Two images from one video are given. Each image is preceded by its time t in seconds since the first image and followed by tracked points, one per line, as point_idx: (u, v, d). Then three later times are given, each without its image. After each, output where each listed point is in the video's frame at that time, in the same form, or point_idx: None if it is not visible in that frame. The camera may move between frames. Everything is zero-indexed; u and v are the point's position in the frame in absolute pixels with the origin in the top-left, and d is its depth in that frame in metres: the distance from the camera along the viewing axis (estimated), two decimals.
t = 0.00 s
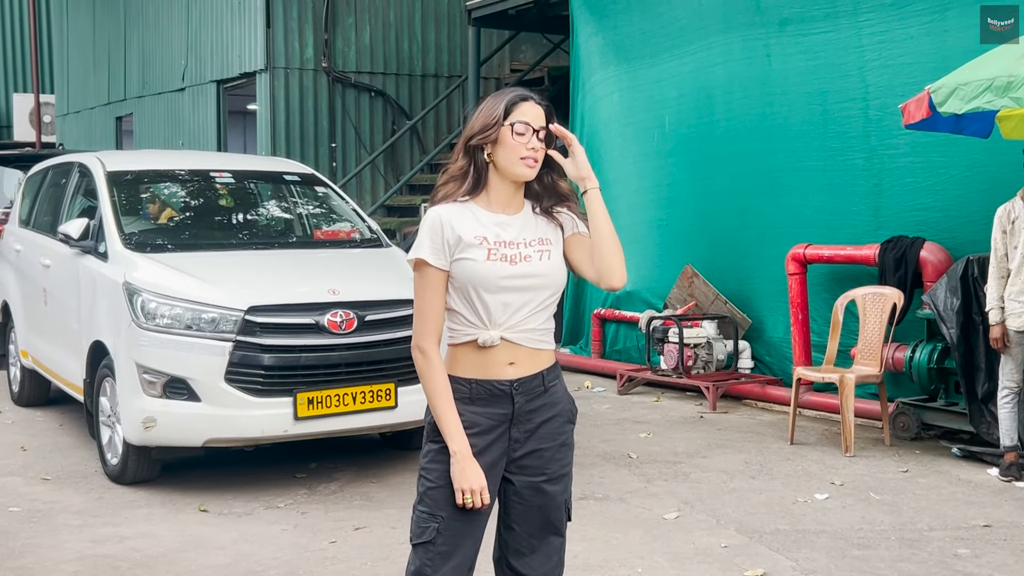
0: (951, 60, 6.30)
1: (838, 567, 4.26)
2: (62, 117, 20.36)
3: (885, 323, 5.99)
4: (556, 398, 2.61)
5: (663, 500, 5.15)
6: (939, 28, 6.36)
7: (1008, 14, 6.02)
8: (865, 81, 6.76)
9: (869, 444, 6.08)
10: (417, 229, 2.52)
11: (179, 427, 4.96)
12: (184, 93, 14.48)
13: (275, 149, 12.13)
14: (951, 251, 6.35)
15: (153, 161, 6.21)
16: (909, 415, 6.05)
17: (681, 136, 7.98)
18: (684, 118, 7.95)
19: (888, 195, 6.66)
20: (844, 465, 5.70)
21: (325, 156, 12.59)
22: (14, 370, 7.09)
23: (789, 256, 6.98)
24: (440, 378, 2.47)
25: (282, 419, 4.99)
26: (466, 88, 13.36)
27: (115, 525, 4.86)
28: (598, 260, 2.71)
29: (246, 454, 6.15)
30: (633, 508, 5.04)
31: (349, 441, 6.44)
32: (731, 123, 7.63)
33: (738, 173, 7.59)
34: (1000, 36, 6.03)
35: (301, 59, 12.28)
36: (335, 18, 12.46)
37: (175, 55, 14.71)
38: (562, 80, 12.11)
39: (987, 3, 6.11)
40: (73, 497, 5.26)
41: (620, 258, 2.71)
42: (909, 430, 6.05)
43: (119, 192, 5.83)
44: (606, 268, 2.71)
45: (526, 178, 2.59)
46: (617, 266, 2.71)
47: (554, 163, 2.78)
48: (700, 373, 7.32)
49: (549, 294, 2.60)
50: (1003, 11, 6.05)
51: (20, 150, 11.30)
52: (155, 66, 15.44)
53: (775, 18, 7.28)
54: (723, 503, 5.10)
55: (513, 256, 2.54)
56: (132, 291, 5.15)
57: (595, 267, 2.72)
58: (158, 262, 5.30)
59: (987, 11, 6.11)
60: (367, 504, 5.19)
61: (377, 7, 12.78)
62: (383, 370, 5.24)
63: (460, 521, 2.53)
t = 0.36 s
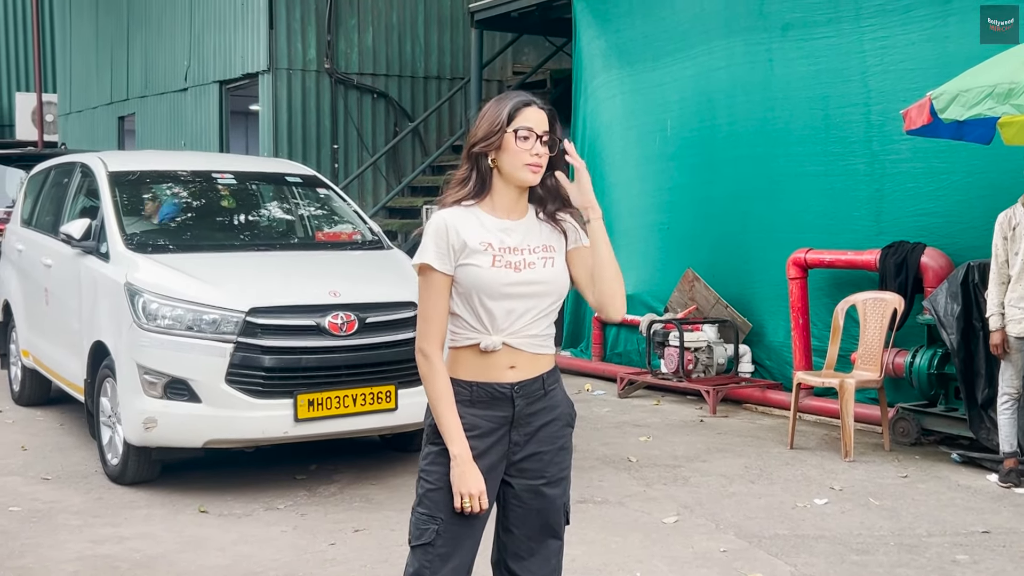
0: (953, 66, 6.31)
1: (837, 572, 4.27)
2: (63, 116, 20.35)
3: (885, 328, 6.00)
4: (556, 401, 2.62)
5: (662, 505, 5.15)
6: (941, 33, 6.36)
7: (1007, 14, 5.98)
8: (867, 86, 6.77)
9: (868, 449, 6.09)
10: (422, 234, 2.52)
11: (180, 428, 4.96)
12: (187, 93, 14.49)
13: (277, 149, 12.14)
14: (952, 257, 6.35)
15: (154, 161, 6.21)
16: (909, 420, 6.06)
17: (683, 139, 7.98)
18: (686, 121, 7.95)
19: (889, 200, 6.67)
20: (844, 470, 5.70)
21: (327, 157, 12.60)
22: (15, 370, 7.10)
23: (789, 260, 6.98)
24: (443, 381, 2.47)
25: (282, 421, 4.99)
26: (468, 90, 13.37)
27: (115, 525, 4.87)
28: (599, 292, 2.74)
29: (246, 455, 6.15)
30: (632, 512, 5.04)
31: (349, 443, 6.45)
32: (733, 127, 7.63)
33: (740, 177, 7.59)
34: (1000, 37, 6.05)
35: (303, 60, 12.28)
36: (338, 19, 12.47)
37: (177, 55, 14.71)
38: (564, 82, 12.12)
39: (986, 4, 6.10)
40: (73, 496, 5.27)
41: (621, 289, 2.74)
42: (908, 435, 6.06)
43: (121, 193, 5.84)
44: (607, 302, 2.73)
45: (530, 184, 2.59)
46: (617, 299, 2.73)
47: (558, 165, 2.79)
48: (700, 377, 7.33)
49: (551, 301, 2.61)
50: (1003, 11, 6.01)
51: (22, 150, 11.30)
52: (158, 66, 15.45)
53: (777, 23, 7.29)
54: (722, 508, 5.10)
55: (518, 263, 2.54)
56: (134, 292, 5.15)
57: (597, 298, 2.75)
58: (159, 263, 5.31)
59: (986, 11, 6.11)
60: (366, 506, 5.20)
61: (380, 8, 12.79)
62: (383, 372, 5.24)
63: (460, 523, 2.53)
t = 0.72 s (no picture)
0: (958, 71, 6.32)
1: None
2: (68, 119, 20.38)
3: (890, 333, 6.00)
4: (569, 407, 2.66)
5: (667, 509, 5.15)
6: (946, 39, 6.38)
7: (1007, 14, 6.05)
8: (872, 92, 6.77)
9: (873, 454, 6.09)
10: (444, 238, 2.52)
11: (185, 431, 4.96)
12: (192, 96, 14.50)
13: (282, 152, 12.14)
14: (957, 262, 6.36)
15: (160, 164, 6.23)
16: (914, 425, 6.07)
17: (687, 145, 7.99)
18: (691, 126, 7.95)
19: (893, 205, 6.67)
20: (849, 475, 5.70)
21: (332, 160, 12.61)
22: (20, 372, 7.11)
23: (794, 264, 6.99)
24: (436, 386, 2.51)
25: (287, 423, 4.99)
26: (473, 94, 13.38)
27: (120, 527, 4.88)
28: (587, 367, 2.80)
29: (251, 457, 6.16)
30: (636, 516, 5.05)
31: (354, 446, 6.45)
32: (738, 133, 7.63)
33: (744, 182, 7.59)
34: (1000, 36, 6.09)
35: (309, 63, 12.29)
36: (343, 22, 12.48)
37: (183, 58, 14.72)
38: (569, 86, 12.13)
39: (987, 4, 6.17)
40: (78, 499, 5.28)
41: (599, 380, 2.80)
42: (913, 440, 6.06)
43: (127, 195, 5.85)
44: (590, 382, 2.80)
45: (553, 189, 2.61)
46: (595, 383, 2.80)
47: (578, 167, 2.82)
48: (704, 382, 7.34)
49: (570, 311, 2.63)
50: (1003, 11, 6.09)
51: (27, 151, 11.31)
52: (164, 68, 15.47)
53: (782, 28, 7.29)
54: (727, 512, 5.10)
55: (541, 273, 2.56)
56: (140, 295, 5.16)
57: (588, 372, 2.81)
58: (165, 265, 5.32)
59: (987, 12, 6.17)
60: (371, 510, 5.20)
61: (386, 11, 12.81)
62: (389, 375, 5.24)
63: (471, 523, 2.55)
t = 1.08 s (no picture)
0: (960, 76, 6.33)
1: None
2: (71, 124, 20.39)
3: (893, 339, 6.00)
4: (577, 414, 2.71)
5: (669, 515, 5.15)
6: (948, 44, 6.39)
7: (1007, 14, 6.06)
8: (874, 97, 6.78)
9: (875, 459, 6.09)
10: (462, 244, 2.54)
11: (187, 437, 4.97)
12: (194, 101, 14.51)
13: (283, 157, 12.14)
14: (960, 267, 6.36)
15: (161, 170, 6.23)
16: (916, 430, 6.07)
17: (689, 150, 7.99)
18: (693, 132, 7.95)
19: (895, 210, 6.68)
20: (851, 480, 5.70)
21: (333, 165, 12.61)
22: (22, 377, 7.12)
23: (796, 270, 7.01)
24: (450, 388, 2.52)
25: (290, 429, 4.99)
26: (474, 99, 13.40)
27: (122, 534, 4.88)
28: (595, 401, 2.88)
29: (253, 463, 6.16)
30: (639, 522, 5.05)
31: (356, 452, 6.45)
32: (739, 138, 7.63)
33: (746, 188, 7.59)
34: (1000, 37, 6.11)
35: (311, 69, 12.30)
36: (345, 27, 12.50)
37: (185, 63, 14.74)
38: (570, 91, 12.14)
39: (986, 4, 6.18)
40: (80, 504, 5.28)
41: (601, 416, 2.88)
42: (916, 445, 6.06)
43: (129, 201, 5.85)
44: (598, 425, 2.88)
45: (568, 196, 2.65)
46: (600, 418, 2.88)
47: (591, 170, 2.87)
48: (706, 387, 7.32)
49: (586, 316, 2.68)
50: (1003, 11, 6.10)
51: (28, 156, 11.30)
52: (166, 74, 15.48)
53: (784, 33, 7.30)
54: (729, 518, 5.10)
55: (562, 279, 2.59)
56: (142, 301, 5.16)
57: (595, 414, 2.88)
58: (167, 271, 5.32)
59: (987, 12, 6.19)
60: (373, 515, 5.20)
61: (387, 16, 12.82)
62: (391, 381, 5.24)
63: (485, 530, 2.57)
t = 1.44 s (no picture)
0: (960, 80, 6.34)
1: None
2: (71, 132, 20.39)
3: (895, 343, 6.01)
4: (580, 422, 2.69)
5: (671, 520, 5.14)
6: (948, 47, 6.39)
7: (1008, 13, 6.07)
8: (874, 102, 6.79)
9: (877, 464, 6.08)
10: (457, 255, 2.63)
11: (189, 445, 4.96)
12: (194, 109, 14.53)
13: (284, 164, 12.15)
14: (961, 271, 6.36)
15: (162, 178, 6.23)
16: (918, 435, 6.06)
17: (689, 155, 7.99)
18: (693, 138, 7.96)
19: (896, 214, 6.68)
20: (853, 485, 5.69)
21: (334, 172, 12.61)
22: (23, 386, 7.11)
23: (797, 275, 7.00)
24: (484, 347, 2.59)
25: (292, 436, 4.99)
26: (475, 105, 13.41)
27: (124, 542, 4.87)
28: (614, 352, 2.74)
29: (255, 471, 6.16)
30: (641, 527, 5.04)
31: (357, 459, 6.44)
32: (739, 142, 7.64)
33: (747, 193, 7.59)
34: (1000, 37, 6.12)
35: (311, 76, 12.31)
36: (345, 34, 12.51)
37: (185, 71, 14.76)
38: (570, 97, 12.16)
39: (986, 4, 6.19)
40: (82, 513, 5.27)
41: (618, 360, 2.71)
42: (918, 450, 6.05)
43: (129, 209, 5.85)
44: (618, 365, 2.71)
45: (557, 193, 2.64)
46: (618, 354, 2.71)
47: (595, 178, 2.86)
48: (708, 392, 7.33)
49: (582, 326, 2.66)
50: (1003, 11, 6.11)
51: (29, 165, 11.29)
52: (166, 82, 15.50)
53: (783, 38, 7.31)
54: (731, 524, 5.09)
55: (550, 288, 2.60)
56: (144, 309, 5.16)
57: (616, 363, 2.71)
58: (168, 279, 5.32)
59: (987, 12, 6.20)
60: (375, 523, 5.20)
61: (387, 23, 12.84)
62: (393, 387, 5.24)
63: (483, 535, 2.62)
